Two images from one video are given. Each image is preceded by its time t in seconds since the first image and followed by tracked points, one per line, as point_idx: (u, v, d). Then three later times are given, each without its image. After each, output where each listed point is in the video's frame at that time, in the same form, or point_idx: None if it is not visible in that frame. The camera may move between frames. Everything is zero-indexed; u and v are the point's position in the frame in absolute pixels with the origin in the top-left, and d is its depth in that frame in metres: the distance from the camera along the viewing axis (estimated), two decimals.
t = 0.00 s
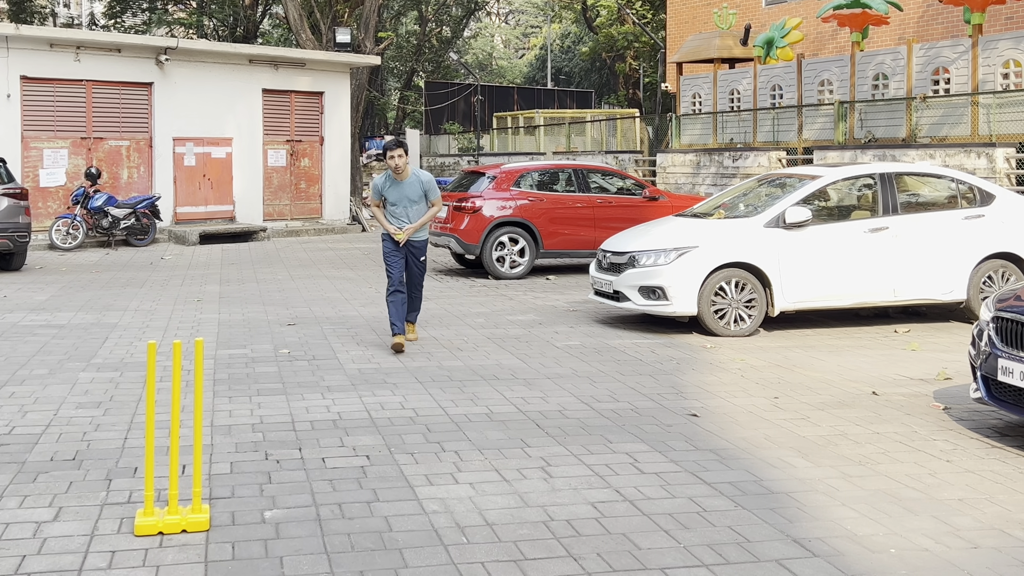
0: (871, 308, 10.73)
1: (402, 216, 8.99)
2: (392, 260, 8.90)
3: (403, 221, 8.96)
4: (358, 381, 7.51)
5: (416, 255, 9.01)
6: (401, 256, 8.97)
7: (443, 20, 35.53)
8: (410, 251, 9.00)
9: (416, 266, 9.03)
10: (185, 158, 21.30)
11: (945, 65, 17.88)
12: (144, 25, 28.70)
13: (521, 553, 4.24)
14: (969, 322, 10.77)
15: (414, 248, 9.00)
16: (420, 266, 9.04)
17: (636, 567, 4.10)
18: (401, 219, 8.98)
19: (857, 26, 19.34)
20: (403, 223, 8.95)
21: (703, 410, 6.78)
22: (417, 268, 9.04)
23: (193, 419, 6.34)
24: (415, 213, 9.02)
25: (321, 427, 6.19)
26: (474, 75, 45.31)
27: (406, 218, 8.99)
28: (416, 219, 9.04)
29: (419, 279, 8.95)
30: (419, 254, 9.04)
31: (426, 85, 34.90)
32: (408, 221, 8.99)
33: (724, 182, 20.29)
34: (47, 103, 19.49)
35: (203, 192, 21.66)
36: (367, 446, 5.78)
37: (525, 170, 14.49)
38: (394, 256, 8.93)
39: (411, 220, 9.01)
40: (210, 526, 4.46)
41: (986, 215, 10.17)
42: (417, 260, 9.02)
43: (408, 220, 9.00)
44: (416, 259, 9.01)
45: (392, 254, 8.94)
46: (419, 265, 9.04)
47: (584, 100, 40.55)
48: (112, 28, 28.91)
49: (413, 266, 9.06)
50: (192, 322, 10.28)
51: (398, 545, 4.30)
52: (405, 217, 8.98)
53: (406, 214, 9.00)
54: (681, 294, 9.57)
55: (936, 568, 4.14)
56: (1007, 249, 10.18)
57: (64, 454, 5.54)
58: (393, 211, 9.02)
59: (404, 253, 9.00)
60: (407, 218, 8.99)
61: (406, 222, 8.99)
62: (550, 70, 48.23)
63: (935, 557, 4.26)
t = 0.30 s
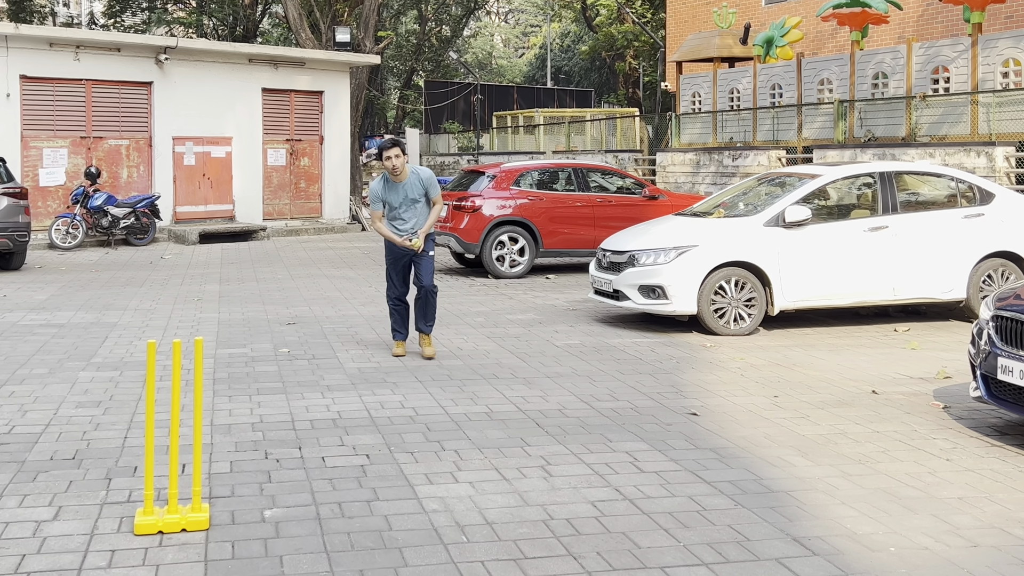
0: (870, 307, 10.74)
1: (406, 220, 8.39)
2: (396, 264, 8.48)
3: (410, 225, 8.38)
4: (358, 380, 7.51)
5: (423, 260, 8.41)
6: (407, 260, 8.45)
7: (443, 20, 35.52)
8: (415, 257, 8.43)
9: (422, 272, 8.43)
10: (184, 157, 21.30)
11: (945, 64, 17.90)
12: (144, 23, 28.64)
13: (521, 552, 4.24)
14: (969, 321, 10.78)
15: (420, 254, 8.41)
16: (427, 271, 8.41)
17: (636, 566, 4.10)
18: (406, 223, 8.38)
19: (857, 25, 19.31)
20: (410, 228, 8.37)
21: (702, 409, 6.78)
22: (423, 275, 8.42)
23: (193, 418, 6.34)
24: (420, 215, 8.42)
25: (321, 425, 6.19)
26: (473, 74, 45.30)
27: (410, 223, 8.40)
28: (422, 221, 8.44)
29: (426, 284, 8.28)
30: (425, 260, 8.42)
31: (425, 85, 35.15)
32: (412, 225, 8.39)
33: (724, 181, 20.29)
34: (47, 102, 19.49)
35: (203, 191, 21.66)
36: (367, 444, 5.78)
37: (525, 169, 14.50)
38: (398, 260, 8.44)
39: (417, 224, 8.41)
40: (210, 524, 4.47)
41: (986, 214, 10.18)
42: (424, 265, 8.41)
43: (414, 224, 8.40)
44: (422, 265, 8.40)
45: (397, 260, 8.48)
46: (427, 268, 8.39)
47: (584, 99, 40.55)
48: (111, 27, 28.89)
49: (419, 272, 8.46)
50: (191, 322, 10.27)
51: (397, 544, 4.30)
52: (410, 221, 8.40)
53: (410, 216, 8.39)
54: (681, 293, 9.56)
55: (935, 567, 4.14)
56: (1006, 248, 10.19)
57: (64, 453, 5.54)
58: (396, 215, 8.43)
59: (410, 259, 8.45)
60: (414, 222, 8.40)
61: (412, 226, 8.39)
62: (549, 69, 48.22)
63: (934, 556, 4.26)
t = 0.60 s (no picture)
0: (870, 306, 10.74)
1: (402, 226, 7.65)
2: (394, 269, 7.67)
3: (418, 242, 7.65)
4: (357, 380, 7.51)
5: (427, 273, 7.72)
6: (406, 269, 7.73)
7: (442, 19, 35.50)
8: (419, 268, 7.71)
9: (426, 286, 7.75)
10: (184, 156, 21.30)
11: (944, 63, 17.89)
12: (144, 22, 28.65)
13: (521, 551, 4.24)
14: (968, 320, 10.77)
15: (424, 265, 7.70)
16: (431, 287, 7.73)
17: (636, 565, 4.10)
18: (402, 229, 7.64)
19: (856, 24, 19.34)
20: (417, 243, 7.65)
21: (702, 408, 6.78)
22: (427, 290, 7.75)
23: (192, 418, 6.34)
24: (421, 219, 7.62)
25: (320, 425, 6.19)
26: (472, 74, 45.27)
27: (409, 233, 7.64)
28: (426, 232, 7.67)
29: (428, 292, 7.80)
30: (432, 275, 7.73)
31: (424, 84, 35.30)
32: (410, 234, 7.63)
33: (723, 180, 20.27)
34: (46, 102, 19.49)
35: (203, 191, 21.65)
36: (366, 444, 5.78)
37: (525, 168, 14.50)
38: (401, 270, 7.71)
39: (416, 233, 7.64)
40: (209, 524, 4.47)
41: (985, 213, 10.18)
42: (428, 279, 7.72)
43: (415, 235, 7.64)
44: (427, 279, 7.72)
45: (395, 268, 7.70)
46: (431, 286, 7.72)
47: (583, 98, 40.53)
48: (111, 27, 28.88)
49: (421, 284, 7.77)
50: (191, 321, 10.26)
51: (397, 543, 4.30)
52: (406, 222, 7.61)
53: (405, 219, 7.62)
54: (680, 292, 9.56)
55: (935, 566, 4.14)
56: (1006, 247, 10.18)
57: (63, 452, 5.54)
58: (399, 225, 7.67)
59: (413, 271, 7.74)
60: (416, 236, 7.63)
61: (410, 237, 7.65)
62: (549, 69, 48.21)
63: (934, 555, 4.26)
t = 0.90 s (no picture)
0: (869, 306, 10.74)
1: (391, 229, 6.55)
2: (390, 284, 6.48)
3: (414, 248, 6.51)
4: (357, 380, 7.51)
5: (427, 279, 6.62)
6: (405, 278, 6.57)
7: (441, 19, 35.48)
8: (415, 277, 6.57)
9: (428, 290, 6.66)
10: (183, 157, 21.30)
11: (943, 63, 17.92)
12: (143, 23, 28.66)
13: (521, 551, 4.24)
14: (968, 320, 10.77)
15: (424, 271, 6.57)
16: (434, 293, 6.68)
17: (635, 565, 4.10)
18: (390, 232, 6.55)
19: (855, 24, 19.36)
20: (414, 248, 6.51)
21: (701, 408, 6.78)
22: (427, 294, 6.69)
23: (192, 418, 6.34)
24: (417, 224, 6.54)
25: (320, 425, 6.19)
26: (472, 74, 45.27)
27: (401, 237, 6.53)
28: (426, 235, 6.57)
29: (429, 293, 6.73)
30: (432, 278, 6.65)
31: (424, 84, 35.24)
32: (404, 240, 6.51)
33: (722, 180, 20.27)
34: (45, 102, 19.49)
35: (202, 191, 21.65)
36: (366, 444, 5.78)
37: (524, 169, 14.50)
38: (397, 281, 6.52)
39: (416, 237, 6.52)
40: (209, 524, 4.47)
41: (984, 213, 10.18)
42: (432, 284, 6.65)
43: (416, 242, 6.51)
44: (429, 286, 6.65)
45: (392, 278, 6.50)
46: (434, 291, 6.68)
47: (582, 98, 40.51)
48: (110, 27, 28.90)
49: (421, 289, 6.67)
50: (190, 321, 10.26)
51: (396, 543, 4.30)
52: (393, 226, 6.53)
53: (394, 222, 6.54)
54: (679, 292, 9.57)
55: (935, 566, 4.14)
56: (1005, 247, 10.18)
57: (62, 453, 5.54)
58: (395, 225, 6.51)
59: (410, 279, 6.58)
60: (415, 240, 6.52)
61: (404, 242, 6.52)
62: (548, 69, 48.19)
63: (934, 555, 4.26)
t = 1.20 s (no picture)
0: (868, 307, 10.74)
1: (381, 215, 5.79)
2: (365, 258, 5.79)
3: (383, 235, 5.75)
4: (356, 381, 7.52)
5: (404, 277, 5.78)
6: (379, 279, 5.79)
7: (440, 20, 35.46)
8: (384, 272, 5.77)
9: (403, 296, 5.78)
10: (183, 158, 21.30)
11: (942, 64, 17.96)
12: (143, 25, 28.68)
13: (520, 552, 4.24)
14: (966, 320, 10.77)
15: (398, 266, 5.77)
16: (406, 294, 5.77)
17: (634, 566, 4.11)
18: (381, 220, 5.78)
19: (854, 25, 19.38)
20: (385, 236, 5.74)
21: (701, 409, 6.78)
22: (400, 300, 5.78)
23: (191, 419, 6.35)
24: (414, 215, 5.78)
25: (320, 426, 6.19)
26: (471, 75, 45.25)
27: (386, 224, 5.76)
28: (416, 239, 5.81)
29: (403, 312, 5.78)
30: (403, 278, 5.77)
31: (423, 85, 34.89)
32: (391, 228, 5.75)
33: (721, 181, 20.27)
34: (44, 103, 19.51)
35: (201, 192, 21.65)
36: (365, 445, 5.79)
37: (523, 169, 14.51)
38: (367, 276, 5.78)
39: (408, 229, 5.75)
40: (208, 525, 4.47)
41: (983, 214, 10.19)
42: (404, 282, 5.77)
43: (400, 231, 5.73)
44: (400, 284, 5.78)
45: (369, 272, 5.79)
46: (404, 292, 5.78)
47: (581, 99, 40.51)
48: (109, 28, 28.93)
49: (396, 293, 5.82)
50: (190, 322, 10.27)
51: (396, 544, 4.31)
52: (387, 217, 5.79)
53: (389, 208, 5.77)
54: (678, 293, 9.57)
55: (934, 566, 4.15)
56: (1003, 248, 10.19)
57: (61, 454, 5.54)
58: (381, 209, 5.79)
59: (385, 276, 5.79)
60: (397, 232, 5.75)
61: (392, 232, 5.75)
62: (547, 70, 48.22)
63: (933, 555, 4.26)
